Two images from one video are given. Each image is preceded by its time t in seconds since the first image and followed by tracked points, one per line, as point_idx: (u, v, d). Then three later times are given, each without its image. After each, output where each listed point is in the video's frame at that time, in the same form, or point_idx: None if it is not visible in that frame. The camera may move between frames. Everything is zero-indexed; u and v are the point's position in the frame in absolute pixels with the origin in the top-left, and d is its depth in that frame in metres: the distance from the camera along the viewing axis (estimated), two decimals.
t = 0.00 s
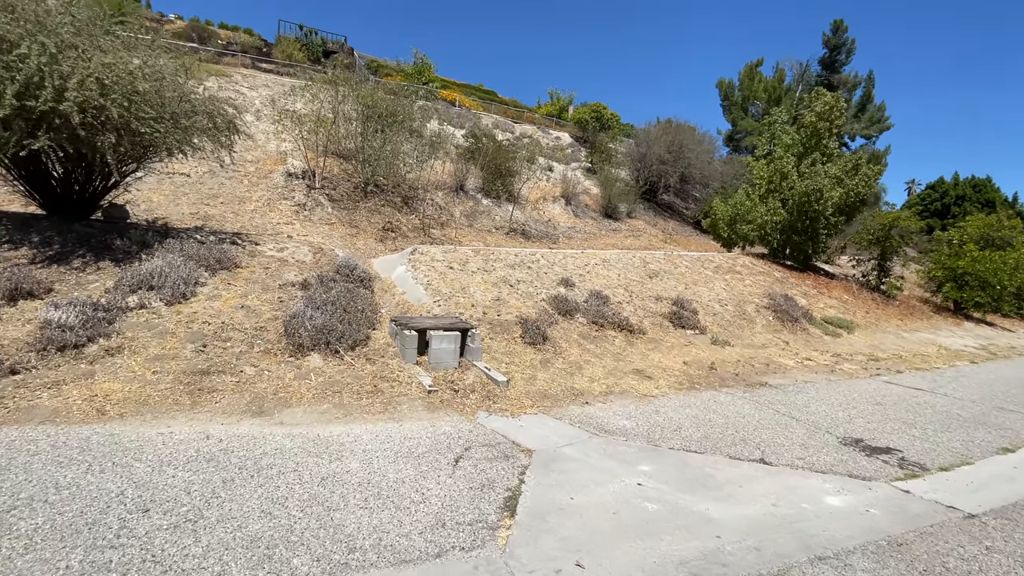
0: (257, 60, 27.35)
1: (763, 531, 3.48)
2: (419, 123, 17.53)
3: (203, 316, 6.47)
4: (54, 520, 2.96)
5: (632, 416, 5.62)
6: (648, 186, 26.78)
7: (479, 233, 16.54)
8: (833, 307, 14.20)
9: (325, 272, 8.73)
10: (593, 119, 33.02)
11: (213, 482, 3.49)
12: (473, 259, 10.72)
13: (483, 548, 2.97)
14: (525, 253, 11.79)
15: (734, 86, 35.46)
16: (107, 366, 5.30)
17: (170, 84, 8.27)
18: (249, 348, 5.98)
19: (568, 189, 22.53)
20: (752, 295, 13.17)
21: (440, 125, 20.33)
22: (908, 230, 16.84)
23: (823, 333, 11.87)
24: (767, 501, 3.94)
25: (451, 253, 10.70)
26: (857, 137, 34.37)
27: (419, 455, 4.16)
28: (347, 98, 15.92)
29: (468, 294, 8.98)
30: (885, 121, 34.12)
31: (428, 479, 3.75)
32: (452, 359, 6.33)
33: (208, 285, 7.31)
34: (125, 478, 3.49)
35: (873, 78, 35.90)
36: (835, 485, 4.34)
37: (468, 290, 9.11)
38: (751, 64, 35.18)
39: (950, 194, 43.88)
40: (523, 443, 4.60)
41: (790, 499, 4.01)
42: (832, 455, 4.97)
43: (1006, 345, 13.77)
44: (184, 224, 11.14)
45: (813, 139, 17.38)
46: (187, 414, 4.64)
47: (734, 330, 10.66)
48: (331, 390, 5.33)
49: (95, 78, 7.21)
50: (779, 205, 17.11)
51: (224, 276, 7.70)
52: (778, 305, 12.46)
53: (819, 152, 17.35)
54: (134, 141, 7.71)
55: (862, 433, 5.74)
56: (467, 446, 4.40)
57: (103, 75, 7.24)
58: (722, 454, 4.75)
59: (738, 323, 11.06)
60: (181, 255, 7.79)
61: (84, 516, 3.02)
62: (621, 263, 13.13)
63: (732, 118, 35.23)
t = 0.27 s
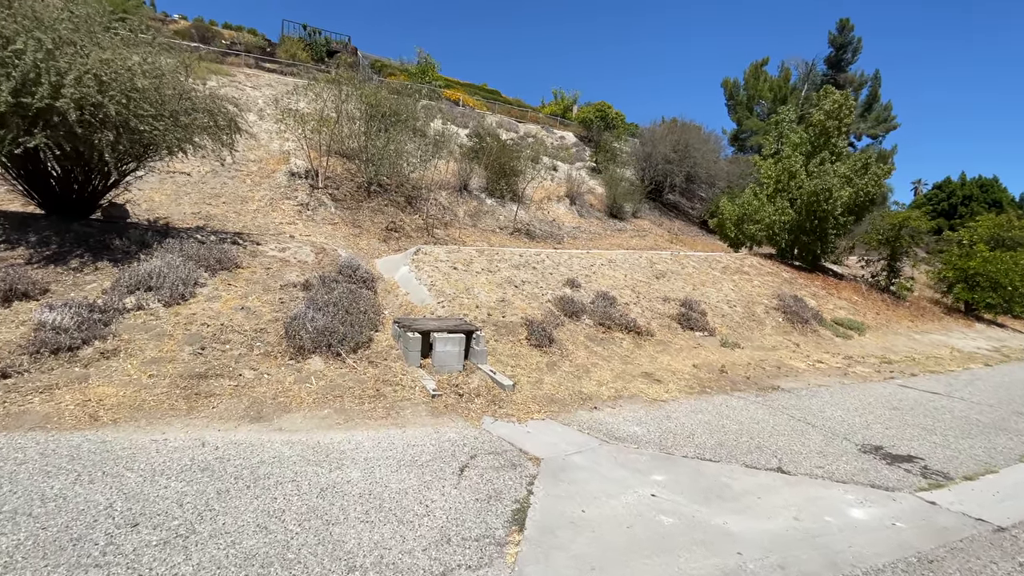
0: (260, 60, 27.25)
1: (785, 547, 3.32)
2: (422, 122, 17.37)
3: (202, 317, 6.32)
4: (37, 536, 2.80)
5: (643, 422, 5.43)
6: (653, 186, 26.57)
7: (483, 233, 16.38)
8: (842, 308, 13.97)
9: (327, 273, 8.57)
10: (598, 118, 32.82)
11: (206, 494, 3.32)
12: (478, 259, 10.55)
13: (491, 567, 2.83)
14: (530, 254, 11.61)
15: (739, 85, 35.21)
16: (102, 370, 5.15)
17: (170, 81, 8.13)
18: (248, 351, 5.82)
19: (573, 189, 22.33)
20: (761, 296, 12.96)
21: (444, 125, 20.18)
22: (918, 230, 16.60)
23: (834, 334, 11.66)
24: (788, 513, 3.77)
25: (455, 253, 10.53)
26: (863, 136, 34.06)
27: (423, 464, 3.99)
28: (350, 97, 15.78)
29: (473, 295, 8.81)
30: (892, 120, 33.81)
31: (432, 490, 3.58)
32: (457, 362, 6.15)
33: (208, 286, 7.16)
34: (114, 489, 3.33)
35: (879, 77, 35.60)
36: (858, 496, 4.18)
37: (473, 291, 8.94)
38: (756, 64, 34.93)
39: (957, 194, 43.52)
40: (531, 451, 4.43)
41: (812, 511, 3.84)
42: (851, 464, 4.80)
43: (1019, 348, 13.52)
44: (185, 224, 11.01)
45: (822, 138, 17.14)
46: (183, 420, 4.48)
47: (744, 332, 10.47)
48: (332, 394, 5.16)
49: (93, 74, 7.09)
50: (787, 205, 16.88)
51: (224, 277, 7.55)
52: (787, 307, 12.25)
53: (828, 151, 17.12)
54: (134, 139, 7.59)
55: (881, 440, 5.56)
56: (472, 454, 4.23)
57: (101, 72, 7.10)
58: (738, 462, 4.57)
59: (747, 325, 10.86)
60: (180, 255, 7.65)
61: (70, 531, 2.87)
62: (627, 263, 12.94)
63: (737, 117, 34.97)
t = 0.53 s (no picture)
0: (261, 59, 27.11)
1: (811, 562, 3.14)
2: (424, 120, 17.19)
3: (198, 319, 6.14)
4: (16, 554, 2.62)
5: (654, 427, 5.23)
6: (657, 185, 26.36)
7: (485, 232, 16.19)
8: (851, 308, 13.76)
9: (328, 273, 8.39)
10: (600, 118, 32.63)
11: (198, 506, 3.14)
12: (481, 259, 10.36)
13: None
14: (534, 254, 11.41)
15: (742, 84, 34.98)
16: (94, 374, 4.97)
17: (167, 77, 7.95)
18: (246, 353, 5.64)
19: (576, 188, 22.14)
20: (768, 296, 12.75)
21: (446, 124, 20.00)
22: (927, 230, 16.39)
23: (843, 335, 11.45)
24: (812, 525, 3.59)
25: (458, 253, 10.34)
26: (867, 136, 33.81)
27: (427, 472, 3.80)
28: (351, 96, 15.61)
29: (476, 295, 8.61)
30: (896, 119, 33.55)
31: (436, 502, 3.40)
32: (460, 364, 5.96)
33: (205, 287, 6.98)
34: (101, 501, 3.15)
35: (883, 75, 35.33)
36: (883, 506, 4.00)
37: (476, 291, 8.75)
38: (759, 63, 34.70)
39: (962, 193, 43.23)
40: (539, 458, 4.24)
41: (837, 523, 3.66)
42: (873, 472, 4.63)
43: None
44: (184, 224, 10.84)
45: (829, 136, 16.93)
46: (177, 426, 4.30)
47: (752, 333, 10.27)
48: (331, 399, 4.97)
49: (87, 69, 6.92)
50: (793, 204, 16.67)
51: (222, 277, 7.37)
52: (796, 307, 12.04)
53: (835, 149, 16.91)
54: (129, 137, 7.40)
55: (901, 446, 5.38)
56: (478, 462, 4.04)
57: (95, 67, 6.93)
58: (756, 470, 4.39)
59: (755, 326, 10.66)
60: (177, 255, 7.47)
61: (51, 547, 2.69)
62: (632, 263, 12.73)
63: (740, 116, 34.75)
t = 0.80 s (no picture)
0: (260, 59, 26.90)
1: None
2: (424, 119, 16.98)
3: (193, 322, 5.92)
4: None
5: (667, 433, 5.02)
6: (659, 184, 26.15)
7: (487, 232, 15.99)
8: (859, 308, 13.55)
9: (327, 274, 8.18)
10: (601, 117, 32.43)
11: (188, 525, 2.94)
12: (483, 259, 10.15)
13: None
14: (537, 253, 11.20)
15: (743, 82, 34.79)
16: (83, 380, 4.75)
17: (161, 73, 7.74)
18: (242, 358, 5.42)
19: (578, 187, 21.93)
20: (775, 296, 12.54)
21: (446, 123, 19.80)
22: (934, 228, 16.19)
23: (853, 335, 11.24)
24: (842, 540, 3.40)
25: (460, 253, 10.13)
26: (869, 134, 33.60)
27: (432, 485, 3.60)
28: (351, 95, 15.40)
29: (479, 296, 8.40)
30: (898, 118, 33.35)
31: (442, 519, 3.20)
32: (465, 368, 5.75)
33: (200, 288, 6.76)
34: (84, 520, 2.94)
35: (885, 73, 35.14)
36: (914, 518, 3.82)
37: (479, 292, 8.54)
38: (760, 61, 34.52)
39: (963, 191, 43.02)
40: (549, 468, 4.03)
41: (868, 538, 3.47)
42: (899, 481, 4.47)
43: None
44: (181, 224, 10.63)
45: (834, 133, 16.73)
46: (168, 436, 4.10)
47: (761, 333, 10.06)
48: (330, 406, 4.76)
49: (78, 65, 6.72)
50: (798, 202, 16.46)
51: (218, 279, 7.16)
52: (804, 307, 11.82)
53: (840, 147, 16.71)
54: (123, 135, 7.18)
55: (925, 452, 5.22)
56: (485, 473, 3.83)
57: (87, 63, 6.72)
58: (777, 480, 4.20)
59: (764, 326, 10.44)
60: (172, 256, 7.25)
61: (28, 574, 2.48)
62: (637, 263, 12.52)
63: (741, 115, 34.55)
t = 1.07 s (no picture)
0: (258, 59, 26.70)
1: None
2: (423, 118, 16.78)
3: (186, 325, 5.72)
4: None
5: (679, 438, 4.83)
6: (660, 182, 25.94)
7: (487, 231, 15.79)
8: (866, 306, 13.35)
9: (325, 275, 7.99)
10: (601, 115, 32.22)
11: (175, 545, 2.76)
12: (484, 259, 9.95)
13: None
14: (539, 253, 11.00)
15: (743, 80, 34.59)
16: (69, 387, 4.55)
17: (154, 70, 7.53)
18: (236, 362, 5.22)
19: (579, 186, 21.73)
20: (781, 294, 12.34)
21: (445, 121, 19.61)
22: (940, 225, 16.01)
23: (861, 334, 11.04)
24: (871, 554, 3.23)
25: (461, 252, 9.93)
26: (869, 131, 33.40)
27: (435, 497, 3.40)
28: (349, 93, 15.19)
29: (481, 296, 8.20)
30: (898, 115, 33.17)
31: (447, 534, 3.01)
32: (467, 371, 5.55)
33: (194, 290, 6.56)
34: (63, 539, 2.76)
35: (885, 70, 34.97)
36: (945, 528, 3.69)
37: (481, 292, 8.34)
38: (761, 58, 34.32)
39: (964, 189, 42.88)
40: (558, 477, 3.84)
41: (899, 551, 3.30)
42: (924, 488, 4.33)
43: None
44: (176, 225, 10.42)
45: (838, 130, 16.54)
46: (157, 446, 3.90)
47: (768, 332, 9.86)
48: (328, 412, 4.56)
49: (68, 61, 6.50)
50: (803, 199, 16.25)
51: (213, 280, 6.96)
52: (811, 305, 11.62)
53: (845, 143, 16.51)
54: (114, 132, 6.99)
55: (946, 456, 5.06)
56: (491, 484, 3.64)
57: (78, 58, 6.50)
58: (797, 488, 4.02)
59: (771, 325, 10.25)
60: (165, 257, 7.05)
61: None
62: (640, 261, 12.32)
63: (740, 113, 34.37)
